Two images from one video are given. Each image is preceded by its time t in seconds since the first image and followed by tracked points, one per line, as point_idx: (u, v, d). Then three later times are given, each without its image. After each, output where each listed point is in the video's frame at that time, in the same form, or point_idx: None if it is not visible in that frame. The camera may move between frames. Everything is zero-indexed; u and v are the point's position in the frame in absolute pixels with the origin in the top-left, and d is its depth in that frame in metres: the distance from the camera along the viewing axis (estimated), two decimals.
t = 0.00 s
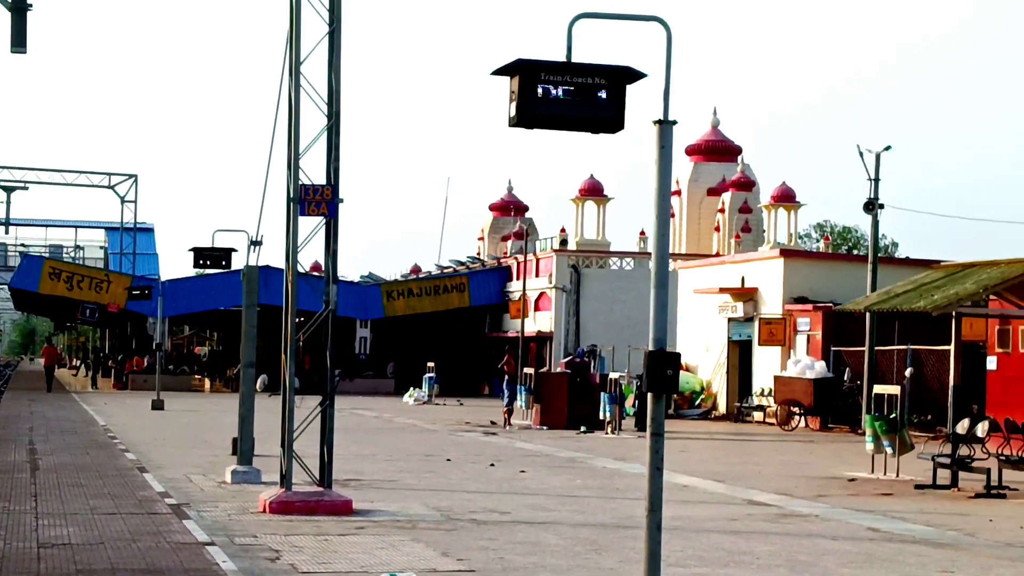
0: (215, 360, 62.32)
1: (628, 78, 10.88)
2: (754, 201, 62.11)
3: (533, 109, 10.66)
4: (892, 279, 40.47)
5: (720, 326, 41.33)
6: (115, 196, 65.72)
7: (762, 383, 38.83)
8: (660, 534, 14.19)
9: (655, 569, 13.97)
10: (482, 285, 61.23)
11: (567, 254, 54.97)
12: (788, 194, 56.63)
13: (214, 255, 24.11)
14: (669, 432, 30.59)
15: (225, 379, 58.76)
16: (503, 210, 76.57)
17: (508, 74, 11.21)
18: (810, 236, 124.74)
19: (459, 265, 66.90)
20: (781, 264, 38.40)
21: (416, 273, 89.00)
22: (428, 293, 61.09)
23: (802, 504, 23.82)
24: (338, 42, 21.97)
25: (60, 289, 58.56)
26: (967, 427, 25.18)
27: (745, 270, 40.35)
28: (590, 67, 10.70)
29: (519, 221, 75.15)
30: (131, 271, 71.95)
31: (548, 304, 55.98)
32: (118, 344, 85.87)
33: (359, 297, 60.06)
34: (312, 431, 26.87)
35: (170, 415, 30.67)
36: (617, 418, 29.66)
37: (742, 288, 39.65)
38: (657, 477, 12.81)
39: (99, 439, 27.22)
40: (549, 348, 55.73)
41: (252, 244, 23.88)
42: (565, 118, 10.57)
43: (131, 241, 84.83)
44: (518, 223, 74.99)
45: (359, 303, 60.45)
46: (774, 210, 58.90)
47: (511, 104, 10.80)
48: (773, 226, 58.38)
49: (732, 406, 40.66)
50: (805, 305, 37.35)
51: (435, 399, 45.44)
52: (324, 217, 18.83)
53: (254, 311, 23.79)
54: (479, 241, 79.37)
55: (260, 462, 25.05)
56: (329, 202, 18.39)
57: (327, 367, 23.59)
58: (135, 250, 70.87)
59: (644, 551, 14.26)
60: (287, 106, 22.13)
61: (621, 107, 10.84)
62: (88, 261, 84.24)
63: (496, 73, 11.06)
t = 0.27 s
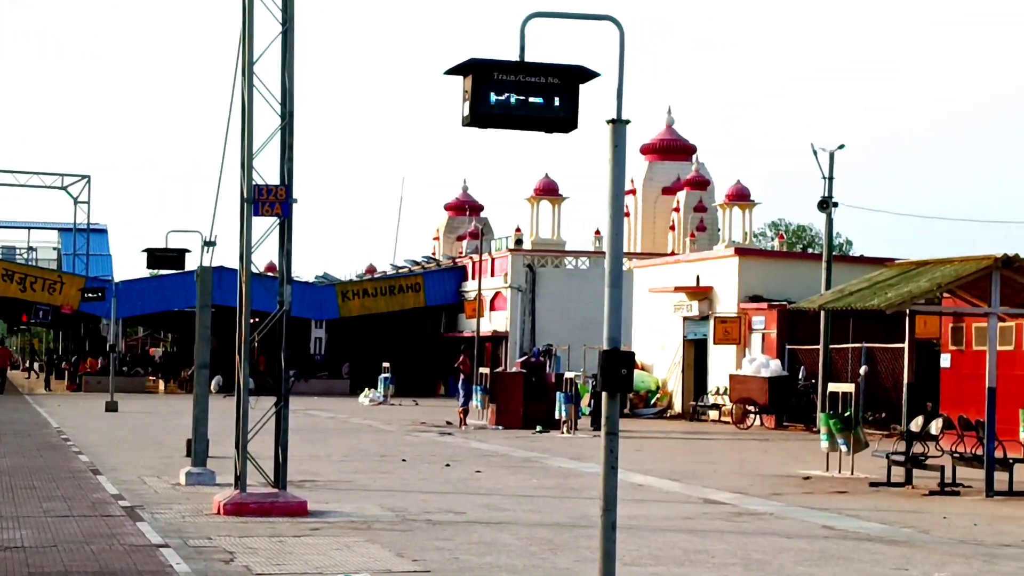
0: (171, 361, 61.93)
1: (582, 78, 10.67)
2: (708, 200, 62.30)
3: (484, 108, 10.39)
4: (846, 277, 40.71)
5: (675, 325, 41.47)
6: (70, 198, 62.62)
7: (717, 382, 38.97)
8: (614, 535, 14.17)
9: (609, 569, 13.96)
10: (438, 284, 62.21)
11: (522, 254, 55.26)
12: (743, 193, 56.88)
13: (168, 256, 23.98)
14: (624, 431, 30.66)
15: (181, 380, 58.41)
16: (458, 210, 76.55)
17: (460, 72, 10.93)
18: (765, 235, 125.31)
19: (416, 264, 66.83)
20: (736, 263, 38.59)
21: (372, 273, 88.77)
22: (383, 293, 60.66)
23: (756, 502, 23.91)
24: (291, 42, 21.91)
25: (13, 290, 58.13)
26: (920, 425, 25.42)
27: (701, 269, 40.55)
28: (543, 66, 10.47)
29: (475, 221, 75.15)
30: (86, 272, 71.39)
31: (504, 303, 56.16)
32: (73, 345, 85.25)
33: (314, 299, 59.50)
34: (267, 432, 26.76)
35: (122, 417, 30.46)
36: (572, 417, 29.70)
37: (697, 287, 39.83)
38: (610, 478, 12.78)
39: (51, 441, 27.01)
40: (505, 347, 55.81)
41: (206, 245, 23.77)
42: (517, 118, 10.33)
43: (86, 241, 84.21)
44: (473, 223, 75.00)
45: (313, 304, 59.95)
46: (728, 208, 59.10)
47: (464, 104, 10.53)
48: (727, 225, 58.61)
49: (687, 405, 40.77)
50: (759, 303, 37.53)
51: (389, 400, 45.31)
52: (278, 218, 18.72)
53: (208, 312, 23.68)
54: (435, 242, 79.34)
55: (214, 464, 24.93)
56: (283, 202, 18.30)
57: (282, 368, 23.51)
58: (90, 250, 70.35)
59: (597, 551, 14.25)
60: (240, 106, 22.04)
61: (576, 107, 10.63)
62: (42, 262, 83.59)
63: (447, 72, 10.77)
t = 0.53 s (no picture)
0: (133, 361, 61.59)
1: (545, 78, 10.58)
2: (673, 199, 62.46)
3: (448, 107, 10.26)
4: (809, 276, 40.87)
5: (639, 323, 41.56)
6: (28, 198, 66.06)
7: (682, 380, 39.07)
8: (578, 532, 14.18)
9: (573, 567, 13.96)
10: (401, 284, 61.88)
11: (487, 253, 55.31)
12: (707, 192, 57.03)
13: (131, 255, 23.86)
14: (589, 429, 30.70)
15: (144, 380, 58.11)
16: (423, 209, 76.49)
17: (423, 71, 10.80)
18: (728, 233, 125.71)
19: (380, 264, 66.69)
20: (700, 262, 38.74)
21: (336, 271, 88.56)
22: (348, 293, 60.67)
23: (720, 500, 24.01)
24: (255, 40, 21.82)
25: None
26: (882, 423, 25.61)
27: (665, 268, 40.68)
28: (506, 65, 10.37)
29: (439, 219, 75.09)
30: (47, 272, 70.94)
31: (468, 302, 56.25)
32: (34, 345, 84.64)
33: (277, 299, 59.45)
34: (231, 431, 26.66)
35: (84, 417, 30.27)
36: (537, 416, 29.72)
37: (662, 286, 39.96)
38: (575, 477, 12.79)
39: (12, 441, 26.81)
40: (469, 346, 55.80)
41: (169, 243, 23.65)
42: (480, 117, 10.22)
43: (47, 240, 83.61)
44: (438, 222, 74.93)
45: (278, 303, 59.91)
46: (693, 208, 59.26)
47: (426, 102, 10.37)
48: (691, 224, 58.74)
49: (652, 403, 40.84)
50: (724, 301, 37.66)
51: (354, 399, 45.23)
52: (241, 216, 18.63)
53: (171, 311, 23.58)
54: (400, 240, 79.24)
55: (177, 463, 24.81)
56: (247, 201, 18.22)
57: (246, 367, 23.43)
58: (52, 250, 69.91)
59: (562, 550, 14.26)
60: (204, 104, 21.95)
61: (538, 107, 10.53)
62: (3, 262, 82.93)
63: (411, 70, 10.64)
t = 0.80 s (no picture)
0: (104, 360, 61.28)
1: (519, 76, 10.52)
2: (648, 197, 62.63)
3: (422, 104, 10.24)
4: (782, 274, 40.96)
5: (613, 321, 41.59)
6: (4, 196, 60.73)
7: (656, 378, 39.10)
8: (552, 530, 14.16)
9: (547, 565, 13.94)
10: (376, 281, 61.72)
11: (461, 251, 55.22)
12: (681, 190, 57.10)
13: (103, 253, 23.73)
14: (563, 427, 30.69)
15: (116, 379, 57.83)
16: (397, 207, 76.41)
17: (398, 69, 10.74)
18: (703, 231, 125.89)
19: (354, 262, 66.53)
20: (675, 259, 38.81)
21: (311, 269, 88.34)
22: (322, 291, 60.70)
23: (694, 498, 24.03)
24: (228, 37, 21.72)
25: None
26: (855, 420, 25.71)
27: (640, 266, 40.75)
28: (480, 63, 10.33)
29: (413, 217, 74.97)
30: (18, 270, 70.47)
31: (443, 300, 56.22)
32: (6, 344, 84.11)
33: (252, 295, 59.41)
34: (203, 430, 26.55)
35: (56, 416, 30.09)
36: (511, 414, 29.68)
37: (636, 283, 40.02)
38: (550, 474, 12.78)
39: None
40: (444, 344, 55.76)
41: (141, 241, 23.53)
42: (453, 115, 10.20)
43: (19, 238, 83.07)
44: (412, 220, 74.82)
45: (252, 301, 59.72)
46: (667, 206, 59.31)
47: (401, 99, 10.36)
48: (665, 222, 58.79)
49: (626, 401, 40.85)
50: (698, 299, 37.71)
51: (328, 397, 45.11)
52: (214, 214, 18.53)
53: (143, 310, 23.46)
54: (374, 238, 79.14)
55: (149, 462, 24.69)
56: (220, 198, 18.12)
57: (219, 365, 23.33)
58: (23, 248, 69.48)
59: (536, 547, 14.24)
60: (176, 101, 21.84)
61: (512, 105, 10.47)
62: None
63: (385, 68, 10.59)
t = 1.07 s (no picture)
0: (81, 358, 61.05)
1: (496, 73, 10.54)
2: (627, 195, 62.67)
3: (399, 103, 10.20)
4: (761, 272, 41.08)
5: (592, 319, 41.63)
6: None
7: (635, 376, 39.14)
8: (532, 527, 14.18)
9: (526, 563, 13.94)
10: (355, 279, 61.12)
11: (440, 249, 55.17)
12: (660, 188, 57.18)
13: (80, 251, 23.64)
14: (541, 425, 30.70)
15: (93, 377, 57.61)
16: (376, 204, 76.34)
17: (375, 67, 10.76)
18: (681, 230, 126.04)
19: (333, 259, 66.40)
20: (653, 257, 38.87)
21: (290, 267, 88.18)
22: (300, 288, 60.67)
23: (673, 495, 24.08)
24: (205, 35, 21.68)
25: None
26: (833, 419, 25.81)
27: (618, 264, 40.84)
28: (457, 61, 10.33)
29: (392, 215, 74.87)
30: None
31: (422, 298, 56.05)
32: None
33: (229, 292, 59.60)
34: (182, 429, 26.47)
35: (33, 414, 29.95)
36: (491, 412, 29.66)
37: (615, 281, 40.08)
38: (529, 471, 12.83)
39: None
40: (422, 343, 55.69)
41: (118, 239, 23.45)
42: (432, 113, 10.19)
43: None
44: (390, 218, 74.73)
45: (229, 299, 59.95)
46: (646, 204, 59.34)
47: (379, 96, 10.33)
48: (644, 220, 58.85)
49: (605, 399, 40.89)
50: (677, 297, 37.77)
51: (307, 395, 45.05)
52: (191, 212, 18.50)
53: (121, 308, 23.39)
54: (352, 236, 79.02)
55: (127, 460, 24.62)
56: (198, 196, 18.08)
57: (197, 363, 23.27)
58: None
59: (516, 545, 14.27)
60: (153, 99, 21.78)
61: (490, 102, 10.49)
62: None
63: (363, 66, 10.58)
